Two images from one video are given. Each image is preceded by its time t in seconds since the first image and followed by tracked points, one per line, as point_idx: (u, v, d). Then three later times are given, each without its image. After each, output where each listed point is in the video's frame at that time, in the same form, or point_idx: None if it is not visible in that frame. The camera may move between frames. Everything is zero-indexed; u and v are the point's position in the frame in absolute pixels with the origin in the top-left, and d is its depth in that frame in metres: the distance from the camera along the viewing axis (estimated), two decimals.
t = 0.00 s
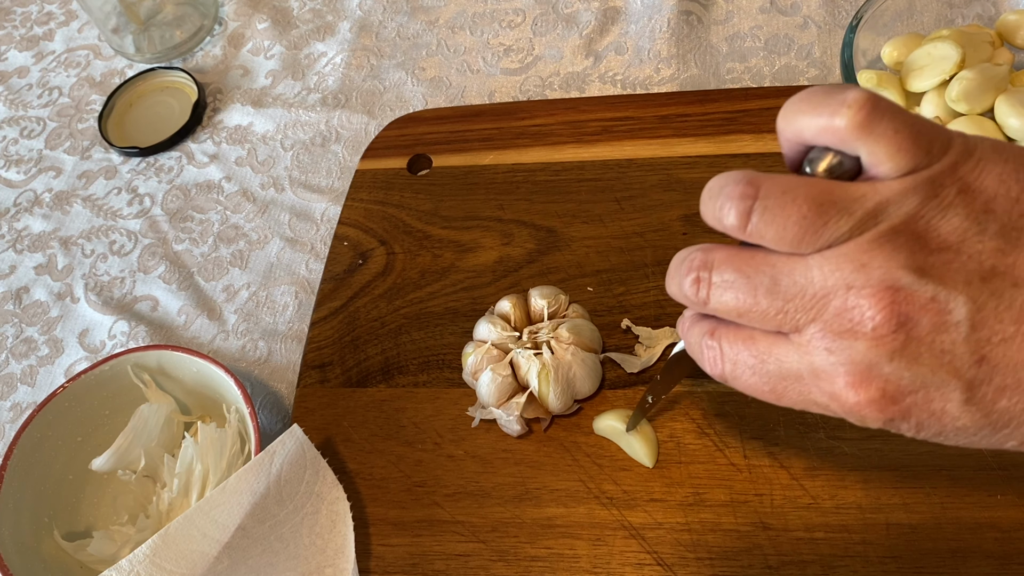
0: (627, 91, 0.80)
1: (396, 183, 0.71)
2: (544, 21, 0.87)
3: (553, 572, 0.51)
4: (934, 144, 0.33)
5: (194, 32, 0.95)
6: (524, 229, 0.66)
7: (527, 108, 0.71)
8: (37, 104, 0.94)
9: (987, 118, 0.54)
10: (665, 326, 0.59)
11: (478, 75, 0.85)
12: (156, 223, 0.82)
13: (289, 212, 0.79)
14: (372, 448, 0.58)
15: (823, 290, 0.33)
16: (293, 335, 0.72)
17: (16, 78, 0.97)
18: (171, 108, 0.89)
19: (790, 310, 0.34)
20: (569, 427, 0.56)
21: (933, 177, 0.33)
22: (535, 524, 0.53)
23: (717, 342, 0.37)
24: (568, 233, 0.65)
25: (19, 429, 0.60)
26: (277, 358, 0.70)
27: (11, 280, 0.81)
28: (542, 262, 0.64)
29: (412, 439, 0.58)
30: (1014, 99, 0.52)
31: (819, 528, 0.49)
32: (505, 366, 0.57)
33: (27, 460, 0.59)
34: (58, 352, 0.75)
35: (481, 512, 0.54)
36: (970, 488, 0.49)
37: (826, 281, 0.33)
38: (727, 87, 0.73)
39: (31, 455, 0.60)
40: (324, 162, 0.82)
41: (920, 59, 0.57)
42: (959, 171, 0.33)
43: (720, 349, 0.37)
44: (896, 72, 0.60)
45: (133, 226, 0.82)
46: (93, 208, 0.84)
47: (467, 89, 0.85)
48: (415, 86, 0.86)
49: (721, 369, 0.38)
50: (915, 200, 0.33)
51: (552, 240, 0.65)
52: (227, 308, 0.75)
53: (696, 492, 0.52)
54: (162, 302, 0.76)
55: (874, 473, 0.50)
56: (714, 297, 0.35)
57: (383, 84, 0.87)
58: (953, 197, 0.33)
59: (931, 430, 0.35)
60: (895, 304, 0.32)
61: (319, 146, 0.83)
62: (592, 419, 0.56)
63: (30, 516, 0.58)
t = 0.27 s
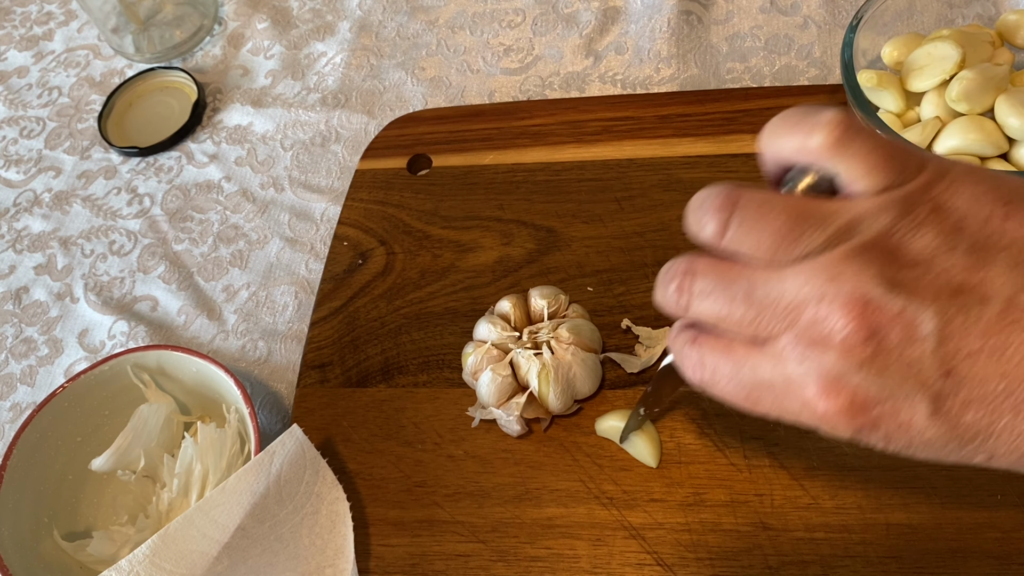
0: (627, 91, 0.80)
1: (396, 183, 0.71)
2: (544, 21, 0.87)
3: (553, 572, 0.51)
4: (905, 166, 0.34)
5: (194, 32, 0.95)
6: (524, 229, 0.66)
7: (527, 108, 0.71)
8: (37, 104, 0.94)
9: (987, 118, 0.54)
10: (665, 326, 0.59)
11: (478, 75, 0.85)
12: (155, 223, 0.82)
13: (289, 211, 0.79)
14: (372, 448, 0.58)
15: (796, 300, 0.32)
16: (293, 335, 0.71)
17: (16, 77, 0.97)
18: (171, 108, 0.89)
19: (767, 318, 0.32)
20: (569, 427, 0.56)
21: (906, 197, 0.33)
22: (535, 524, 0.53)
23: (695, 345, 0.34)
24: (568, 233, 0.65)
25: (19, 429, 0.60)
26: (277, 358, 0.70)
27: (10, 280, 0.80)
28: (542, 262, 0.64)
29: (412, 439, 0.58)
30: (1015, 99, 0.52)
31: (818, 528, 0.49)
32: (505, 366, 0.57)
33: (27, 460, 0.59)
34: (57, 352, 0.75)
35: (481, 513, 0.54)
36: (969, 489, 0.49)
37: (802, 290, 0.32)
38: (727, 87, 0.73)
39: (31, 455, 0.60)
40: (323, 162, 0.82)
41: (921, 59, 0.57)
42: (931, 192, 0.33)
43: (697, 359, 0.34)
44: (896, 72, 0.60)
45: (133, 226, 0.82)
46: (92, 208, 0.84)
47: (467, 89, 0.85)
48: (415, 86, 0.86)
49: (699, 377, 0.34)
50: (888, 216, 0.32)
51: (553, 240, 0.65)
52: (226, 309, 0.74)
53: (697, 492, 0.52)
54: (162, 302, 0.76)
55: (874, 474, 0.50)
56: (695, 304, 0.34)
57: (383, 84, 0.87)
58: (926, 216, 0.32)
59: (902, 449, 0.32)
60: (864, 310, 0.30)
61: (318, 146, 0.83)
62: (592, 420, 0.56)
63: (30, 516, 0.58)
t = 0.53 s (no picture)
0: (627, 91, 0.80)
1: (397, 183, 0.71)
2: (544, 22, 0.88)
3: (553, 572, 0.51)
4: None
5: (194, 32, 0.95)
6: (524, 229, 0.66)
7: (527, 108, 0.71)
8: (37, 104, 0.94)
9: (987, 119, 0.54)
10: (665, 326, 0.59)
11: (478, 75, 0.86)
12: (156, 223, 0.82)
13: (289, 212, 0.79)
14: (372, 448, 0.58)
15: None
16: (293, 335, 0.72)
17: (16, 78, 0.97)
18: (171, 109, 0.89)
19: None
20: (569, 427, 0.56)
21: None
22: (535, 524, 0.53)
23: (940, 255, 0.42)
24: (568, 233, 0.65)
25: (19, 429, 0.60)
26: (277, 358, 0.71)
27: (11, 280, 0.81)
28: (542, 262, 0.64)
29: (411, 439, 0.58)
30: (1014, 99, 0.52)
31: (818, 528, 0.49)
32: (505, 366, 0.57)
33: (27, 460, 0.59)
34: (58, 352, 0.75)
35: (481, 512, 0.54)
36: (969, 488, 0.49)
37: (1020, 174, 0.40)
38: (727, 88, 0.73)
39: (31, 455, 0.60)
40: (324, 162, 0.82)
41: (920, 59, 0.57)
42: None
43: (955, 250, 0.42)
44: (896, 72, 0.60)
45: (133, 226, 0.82)
46: (93, 208, 0.84)
47: (467, 89, 0.85)
48: (415, 87, 0.86)
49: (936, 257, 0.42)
50: None
51: (553, 240, 0.65)
52: (227, 308, 0.75)
53: (696, 492, 0.52)
54: (162, 302, 0.76)
55: (873, 473, 0.51)
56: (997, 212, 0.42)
57: (384, 85, 0.87)
58: None
59: None
60: None
61: (319, 146, 0.83)
62: (592, 419, 0.56)
63: (30, 516, 0.59)
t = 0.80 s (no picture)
0: (627, 91, 0.80)
1: (397, 183, 0.71)
2: (544, 22, 0.88)
3: (553, 571, 0.51)
4: None
5: (194, 32, 0.95)
6: (524, 229, 0.66)
7: (527, 108, 0.71)
8: (37, 104, 0.94)
9: (986, 119, 0.54)
10: (665, 326, 0.59)
11: (478, 75, 0.86)
12: (156, 223, 0.82)
13: (290, 212, 0.79)
14: (372, 448, 0.58)
15: None
16: (293, 335, 0.72)
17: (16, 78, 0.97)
18: (171, 109, 0.90)
19: None
20: (569, 427, 0.56)
21: None
22: (535, 524, 0.53)
23: None
24: (568, 233, 0.65)
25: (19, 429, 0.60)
26: (277, 358, 0.71)
27: (11, 280, 0.81)
28: (542, 262, 0.64)
29: (412, 438, 0.58)
30: (1013, 99, 0.52)
31: (818, 528, 0.50)
32: (505, 366, 0.57)
33: (27, 459, 0.59)
34: (58, 352, 0.75)
35: (481, 512, 0.54)
36: (969, 488, 0.49)
37: None
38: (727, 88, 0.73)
39: (31, 455, 0.60)
40: (324, 162, 0.82)
41: (920, 59, 0.57)
42: None
43: None
44: (896, 72, 0.60)
45: (134, 226, 0.82)
46: (93, 208, 0.84)
47: (467, 90, 0.85)
48: (415, 87, 0.86)
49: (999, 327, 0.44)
50: None
51: (552, 240, 0.65)
52: (227, 308, 0.75)
53: (696, 492, 0.52)
54: (162, 302, 0.76)
55: (873, 473, 0.51)
56: None
57: (384, 85, 0.87)
58: None
59: None
60: None
61: (319, 147, 0.83)
62: (591, 419, 0.56)
63: (30, 516, 0.59)
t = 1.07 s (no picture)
0: (627, 91, 0.80)
1: (397, 183, 0.71)
2: (544, 22, 0.88)
3: (552, 571, 0.51)
4: None
5: (194, 32, 0.95)
6: (524, 229, 0.66)
7: (527, 108, 0.71)
8: (37, 104, 0.94)
9: (986, 118, 0.54)
10: (664, 326, 0.59)
11: (478, 75, 0.86)
12: (156, 223, 0.82)
13: (290, 212, 0.79)
14: (372, 447, 0.58)
15: None
16: (293, 335, 0.72)
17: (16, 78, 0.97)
18: (171, 109, 0.90)
19: None
20: (569, 427, 0.56)
21: None
22: (535, 524, 0.53)
23: None
24: (568, 233, 0.65)
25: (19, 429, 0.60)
26: (277, 358, 0.71)
27: (11, 280, 0.81)
28: (542, 262, 0.64)
29: (411, 438, 0.58)
30: (1013, 99, 0.52)
31: (818, 528, 0.50)
32: (505, 367, 0.57)
33: (27, 460, 0.60)
34: (58, 352, 0.75)
35: (481, 512, 0.54)
36: (969, 488, 0.49)
37: None
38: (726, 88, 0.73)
39: (31, 455, 0.60)
40: (324, 162, 0.82)
41: (920, 59, 0.57)
42: None
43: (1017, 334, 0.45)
44: (895, 72, 0.60)
45: (134, 226, 0.82)
46: (93, 208, 0.84)
47: (467, 90, 0.85)
48: (415, 87, 0.86)
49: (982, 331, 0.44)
50: None
51: (552, 240, 0.65)
52: (227, 309, 0.75)
53: (696, 492, 0.52)
54: (162, 302, 0.76)
55: (873, 473, 0.51)
56: None
57: (384, 85, 0.87)
58: None
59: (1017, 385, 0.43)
60: None
61: (319, 147, 0.84)
62: (591, 419, 0.56)
63: (30, 516, 0.59)
